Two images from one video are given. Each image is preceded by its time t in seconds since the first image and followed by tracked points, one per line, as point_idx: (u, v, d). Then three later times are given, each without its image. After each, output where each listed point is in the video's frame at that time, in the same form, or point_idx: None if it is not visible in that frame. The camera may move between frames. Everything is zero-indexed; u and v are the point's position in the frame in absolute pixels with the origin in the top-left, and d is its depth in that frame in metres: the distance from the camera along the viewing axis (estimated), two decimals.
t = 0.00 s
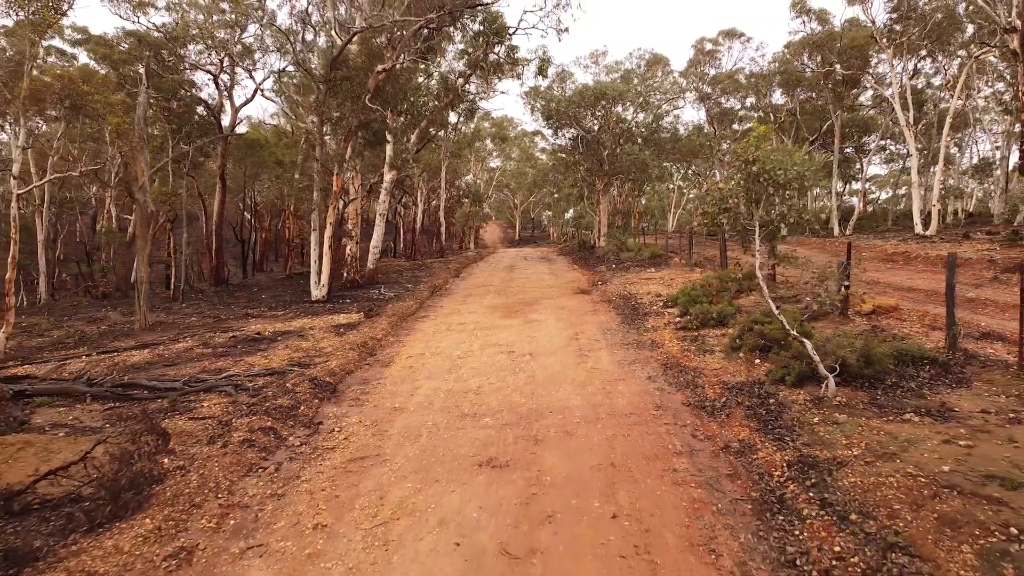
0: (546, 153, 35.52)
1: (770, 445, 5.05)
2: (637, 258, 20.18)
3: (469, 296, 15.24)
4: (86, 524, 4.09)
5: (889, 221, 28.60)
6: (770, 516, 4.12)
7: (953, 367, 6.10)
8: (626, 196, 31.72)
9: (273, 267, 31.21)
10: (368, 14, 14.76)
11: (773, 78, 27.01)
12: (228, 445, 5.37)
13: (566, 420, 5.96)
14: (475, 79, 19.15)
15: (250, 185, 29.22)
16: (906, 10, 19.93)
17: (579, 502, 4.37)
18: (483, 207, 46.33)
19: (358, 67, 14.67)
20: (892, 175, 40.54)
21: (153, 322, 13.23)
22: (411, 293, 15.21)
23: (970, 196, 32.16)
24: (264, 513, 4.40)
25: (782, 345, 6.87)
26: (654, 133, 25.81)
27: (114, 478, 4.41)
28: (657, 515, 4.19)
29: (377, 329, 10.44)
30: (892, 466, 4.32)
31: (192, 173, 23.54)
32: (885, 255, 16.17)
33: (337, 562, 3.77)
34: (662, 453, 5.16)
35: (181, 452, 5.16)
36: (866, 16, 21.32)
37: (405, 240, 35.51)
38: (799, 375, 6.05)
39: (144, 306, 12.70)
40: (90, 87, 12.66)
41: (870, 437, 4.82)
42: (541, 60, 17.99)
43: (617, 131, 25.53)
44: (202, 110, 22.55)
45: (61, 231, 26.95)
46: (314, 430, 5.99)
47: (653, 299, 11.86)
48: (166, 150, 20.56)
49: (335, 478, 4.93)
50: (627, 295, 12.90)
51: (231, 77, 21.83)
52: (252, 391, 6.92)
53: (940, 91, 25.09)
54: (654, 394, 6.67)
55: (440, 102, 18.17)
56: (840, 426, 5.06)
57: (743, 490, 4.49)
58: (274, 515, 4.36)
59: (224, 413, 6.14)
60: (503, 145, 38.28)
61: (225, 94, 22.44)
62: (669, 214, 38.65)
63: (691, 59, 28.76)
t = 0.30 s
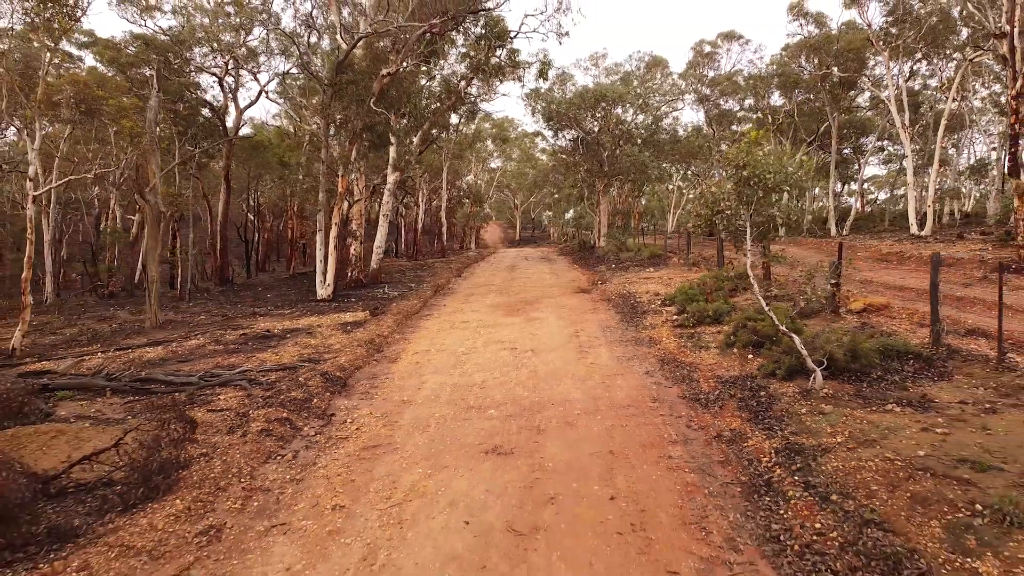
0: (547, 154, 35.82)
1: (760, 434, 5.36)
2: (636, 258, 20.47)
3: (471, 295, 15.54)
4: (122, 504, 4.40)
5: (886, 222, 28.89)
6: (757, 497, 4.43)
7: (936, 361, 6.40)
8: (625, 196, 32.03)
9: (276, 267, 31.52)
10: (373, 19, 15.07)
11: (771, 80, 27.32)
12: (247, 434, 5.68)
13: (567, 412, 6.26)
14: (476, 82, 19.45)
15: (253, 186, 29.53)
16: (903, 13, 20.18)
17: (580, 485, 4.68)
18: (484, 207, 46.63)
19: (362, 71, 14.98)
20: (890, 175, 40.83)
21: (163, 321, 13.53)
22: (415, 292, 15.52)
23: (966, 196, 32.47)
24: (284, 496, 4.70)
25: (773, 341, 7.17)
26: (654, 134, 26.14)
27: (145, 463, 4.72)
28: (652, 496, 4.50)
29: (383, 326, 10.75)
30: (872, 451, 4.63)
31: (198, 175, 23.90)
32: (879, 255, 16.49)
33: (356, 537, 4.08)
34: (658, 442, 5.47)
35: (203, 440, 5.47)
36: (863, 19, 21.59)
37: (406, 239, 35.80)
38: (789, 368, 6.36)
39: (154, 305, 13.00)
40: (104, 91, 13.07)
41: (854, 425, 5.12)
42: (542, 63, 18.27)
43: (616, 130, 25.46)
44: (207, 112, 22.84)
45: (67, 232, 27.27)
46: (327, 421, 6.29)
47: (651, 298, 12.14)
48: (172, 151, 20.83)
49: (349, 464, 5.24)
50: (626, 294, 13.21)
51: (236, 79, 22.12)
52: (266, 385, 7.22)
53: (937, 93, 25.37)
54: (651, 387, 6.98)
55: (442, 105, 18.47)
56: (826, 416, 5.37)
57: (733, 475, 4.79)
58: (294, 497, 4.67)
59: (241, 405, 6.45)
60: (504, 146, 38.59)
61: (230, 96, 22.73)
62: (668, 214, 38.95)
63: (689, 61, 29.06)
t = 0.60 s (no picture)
0: (547, 154, 36.07)
1: (752, 425, 5.60)
2: (636, 258, 20.68)
3: (473, 294, 15.79)
4: (146, 491, 4.63)
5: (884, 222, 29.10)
6: (748, 484, 4.67)
7: (923, 357, 6.64)
8: (625, 197, 32.26)
9: (278, 267, 31.76)
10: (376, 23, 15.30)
11: (769, 81, 27.56)
12: (261, 426, 5.92)
13: (568, 405, 6.51)
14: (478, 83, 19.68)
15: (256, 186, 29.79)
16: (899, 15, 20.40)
17: (580, 473, 4.92)
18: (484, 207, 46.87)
19: (366, 73, 15.22)
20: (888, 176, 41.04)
21: (170, 319, 13.79)
22: (418, 291, 15.76)
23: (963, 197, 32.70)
24: (299, 483, 4.95)
25: (767, 337, 7.42)
26: (653, 135, 26.39)
27: (167, 452, 4.96)
28: (649, 483, 4.75)
29: (387, 324, 11.00)
30: (857, 441, 4.88)
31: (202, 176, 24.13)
32: (875, 254, 16.73)
33: (369, 521, 4.32)
34: (655, 433, 5.71)
35: (220, 432, 5.72)
36: (860, 22, 21.78)
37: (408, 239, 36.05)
38: (781, 364, 6.60)
39: (163, 304, 13.26)
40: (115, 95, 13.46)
41: (842, 417, 5.37)
42: (542, 66, 18.51)
43: (616, 134, 25.86)
44: (211, 113, 23.07)
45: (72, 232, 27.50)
46: (337, 415, 6.54)
47: (650, 297, 12.39)
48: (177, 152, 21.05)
49: (360, 454, 5.48)
50: (626, 293, 13.45)
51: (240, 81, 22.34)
52: (276, 380, 7.47)
53: (934, 94, 25.59)
54: (649, 382, 7.22)
55: (445, 106, 18.71)
56: (815, 409, 5.61)
57: (726, 463, 5.04)
58: (309, 485, 4.91)
59: (254, 399, 6.69)
60: (505, 146, 38.85)
61: (233, 98, 22.95)
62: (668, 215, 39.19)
63: (689, 63, 29.30)
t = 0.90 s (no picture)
0: (547, 155, 36.39)
1: (744, 416, 5.91)
2: (636, 257, 20.97)
3: (475, 293, 16.09)
4: (172, 475, 4.94)
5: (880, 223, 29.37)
6: (738, 469, 4.98)
7: (908, 351, 6.94)
8: (625, 197, 32.56)
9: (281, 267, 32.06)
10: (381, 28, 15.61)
11: (767, 83, 27.85)
12: (277, 417, 6.24)
13: (569, 398, 6.83)
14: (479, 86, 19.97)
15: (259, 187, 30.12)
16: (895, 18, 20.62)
17: (580, 459, 5.24)
18: (485, 207, 47.19)
19: (370, 77, 15.54)
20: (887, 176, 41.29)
21: (179, 317, 14.11)
22: (421, 290, 16.07)
23: (960, 197, 32.97)
24: (316, 469, 5.25)
25: (760, 334, 7.72)
26: (652, 136, 26.70)
27: (193, 439, 5.28)
28: (644, 469, 5.05)
29: (392, 322, 11.32)
30: (841, 429, 5.18)
31: (207, 177, 24.45)
32: (869, 254, 17.05)
33: (383, 502, 4.63)
34: (651, 423, 6.02)
35: (238, 422, 6.03)
36: (856, 24, 22.07)
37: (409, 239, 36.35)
38: (772, 358, 6.90)
39: (172, 302, 13.58)
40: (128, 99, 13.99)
41: (827, 407, 5.68)
42: (543, 68, 18.82)
43: (616, 134, 26.13)
44: (216, 115, 23.36)
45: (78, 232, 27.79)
46: (348, 407, 6.85)
47: (648, 296, 12.70)
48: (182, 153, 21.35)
49: (371, 443, 5.80)
50: (625, 292, 13.76)
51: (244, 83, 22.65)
52: (288, 374, 7.78)
53: (930, 96, 25.87)
54: (646, 376, 7.53)
55: (447, 108, 19.04)
56: (803, 400, 5.92)
57: (718, 450, 5.34)
58: (325, 470, 5.22)
59: (268, 392, 7.01)
60: (505, 147, 39.17)
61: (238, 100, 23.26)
62: (667, 215, 39.48)
63: (688, 65, 29.61)
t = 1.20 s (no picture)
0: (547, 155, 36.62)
1: (737, 408, 6.15)
2: (635, 257, 21.20)
3: (476, 292, 16.32)
4: (191, 464, 5.19)
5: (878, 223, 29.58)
6: (730, 458, 5.23)
7: (897, 347, 7.18)
8: (624, 197, 32.78)
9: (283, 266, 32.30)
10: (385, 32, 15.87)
11: (765, 84, 28.07)
12: (288, 410, 6.48)
13: (569, 392, 7.08)
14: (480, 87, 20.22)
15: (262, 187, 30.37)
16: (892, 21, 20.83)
17: (579, 449, 5.49)
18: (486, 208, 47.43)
19: (373, 79, 15.79)
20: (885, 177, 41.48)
21: (186, 316, 14.35)
22: (424, 290, 16.31)
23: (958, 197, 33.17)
24: (327, 458, 5.50)
25: (754, 331, 7.97)
26: (651, 137, 26.93)
27: (210, 430, 5.52)
28: (641, 457, 5.30)
29: (396, 320, 11.57)
30: (828, 420, 5.42)
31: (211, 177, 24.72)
32: (866, 254, 17.27)
33: (391, 489, 4.88)
34: (648, 416, 6.27)
35: (251, 415, 6.27)
36: (853, 27, 22.28)
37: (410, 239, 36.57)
38: (765, 354, 7.15)
39: (180, 301, 13.84)
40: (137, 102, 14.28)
41: (817, 400, 5.92)
42: (543, 70, 19.05)
43: (615, 135, 26.40)
44: (220, 116, 23.62)
45: (82, 232, 28.03)
46: (356, 401, 7.10)
47: (647, 295, 12.92)
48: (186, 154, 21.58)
49: (380, 434, 6.05)
50: (624, 291, 13.99)
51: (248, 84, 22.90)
52: (297, 370, 8.02)
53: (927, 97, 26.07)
54: (644, 372, 7.78)
55: (448, 110, 19.28)
56: (793, 393, 6.17)
57: (711, 441, 5.59)
58: (336, 460, 5.47)
59: (278, 386, 7.25)
60: (506, 147, 39.40)
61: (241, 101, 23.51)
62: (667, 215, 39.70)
63: (687, 66, 29.85)
